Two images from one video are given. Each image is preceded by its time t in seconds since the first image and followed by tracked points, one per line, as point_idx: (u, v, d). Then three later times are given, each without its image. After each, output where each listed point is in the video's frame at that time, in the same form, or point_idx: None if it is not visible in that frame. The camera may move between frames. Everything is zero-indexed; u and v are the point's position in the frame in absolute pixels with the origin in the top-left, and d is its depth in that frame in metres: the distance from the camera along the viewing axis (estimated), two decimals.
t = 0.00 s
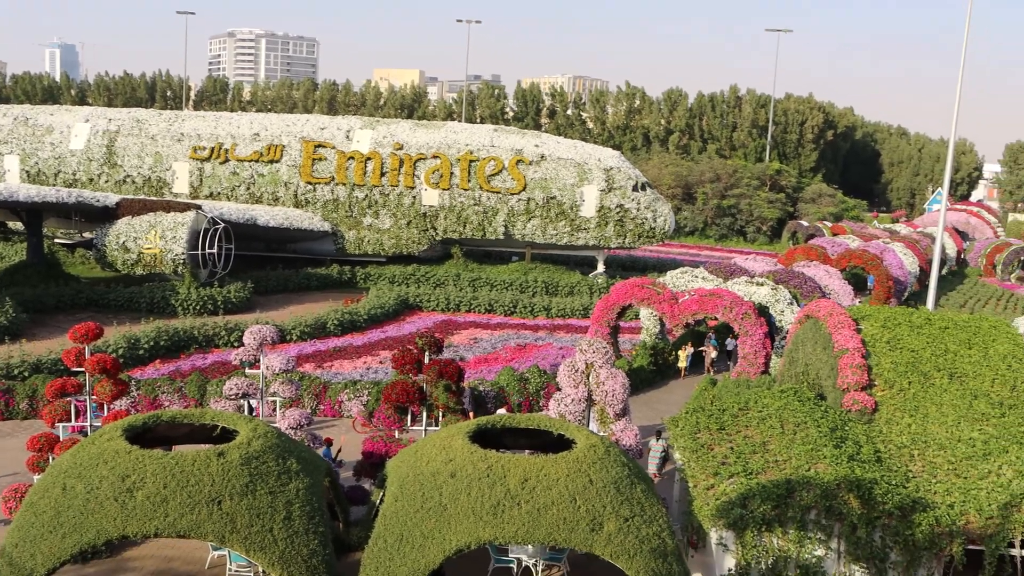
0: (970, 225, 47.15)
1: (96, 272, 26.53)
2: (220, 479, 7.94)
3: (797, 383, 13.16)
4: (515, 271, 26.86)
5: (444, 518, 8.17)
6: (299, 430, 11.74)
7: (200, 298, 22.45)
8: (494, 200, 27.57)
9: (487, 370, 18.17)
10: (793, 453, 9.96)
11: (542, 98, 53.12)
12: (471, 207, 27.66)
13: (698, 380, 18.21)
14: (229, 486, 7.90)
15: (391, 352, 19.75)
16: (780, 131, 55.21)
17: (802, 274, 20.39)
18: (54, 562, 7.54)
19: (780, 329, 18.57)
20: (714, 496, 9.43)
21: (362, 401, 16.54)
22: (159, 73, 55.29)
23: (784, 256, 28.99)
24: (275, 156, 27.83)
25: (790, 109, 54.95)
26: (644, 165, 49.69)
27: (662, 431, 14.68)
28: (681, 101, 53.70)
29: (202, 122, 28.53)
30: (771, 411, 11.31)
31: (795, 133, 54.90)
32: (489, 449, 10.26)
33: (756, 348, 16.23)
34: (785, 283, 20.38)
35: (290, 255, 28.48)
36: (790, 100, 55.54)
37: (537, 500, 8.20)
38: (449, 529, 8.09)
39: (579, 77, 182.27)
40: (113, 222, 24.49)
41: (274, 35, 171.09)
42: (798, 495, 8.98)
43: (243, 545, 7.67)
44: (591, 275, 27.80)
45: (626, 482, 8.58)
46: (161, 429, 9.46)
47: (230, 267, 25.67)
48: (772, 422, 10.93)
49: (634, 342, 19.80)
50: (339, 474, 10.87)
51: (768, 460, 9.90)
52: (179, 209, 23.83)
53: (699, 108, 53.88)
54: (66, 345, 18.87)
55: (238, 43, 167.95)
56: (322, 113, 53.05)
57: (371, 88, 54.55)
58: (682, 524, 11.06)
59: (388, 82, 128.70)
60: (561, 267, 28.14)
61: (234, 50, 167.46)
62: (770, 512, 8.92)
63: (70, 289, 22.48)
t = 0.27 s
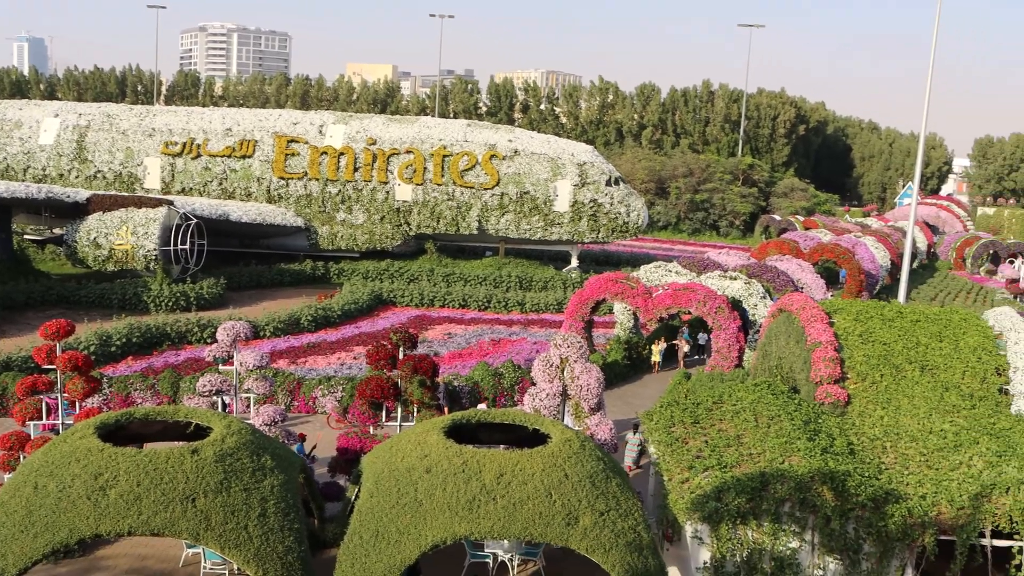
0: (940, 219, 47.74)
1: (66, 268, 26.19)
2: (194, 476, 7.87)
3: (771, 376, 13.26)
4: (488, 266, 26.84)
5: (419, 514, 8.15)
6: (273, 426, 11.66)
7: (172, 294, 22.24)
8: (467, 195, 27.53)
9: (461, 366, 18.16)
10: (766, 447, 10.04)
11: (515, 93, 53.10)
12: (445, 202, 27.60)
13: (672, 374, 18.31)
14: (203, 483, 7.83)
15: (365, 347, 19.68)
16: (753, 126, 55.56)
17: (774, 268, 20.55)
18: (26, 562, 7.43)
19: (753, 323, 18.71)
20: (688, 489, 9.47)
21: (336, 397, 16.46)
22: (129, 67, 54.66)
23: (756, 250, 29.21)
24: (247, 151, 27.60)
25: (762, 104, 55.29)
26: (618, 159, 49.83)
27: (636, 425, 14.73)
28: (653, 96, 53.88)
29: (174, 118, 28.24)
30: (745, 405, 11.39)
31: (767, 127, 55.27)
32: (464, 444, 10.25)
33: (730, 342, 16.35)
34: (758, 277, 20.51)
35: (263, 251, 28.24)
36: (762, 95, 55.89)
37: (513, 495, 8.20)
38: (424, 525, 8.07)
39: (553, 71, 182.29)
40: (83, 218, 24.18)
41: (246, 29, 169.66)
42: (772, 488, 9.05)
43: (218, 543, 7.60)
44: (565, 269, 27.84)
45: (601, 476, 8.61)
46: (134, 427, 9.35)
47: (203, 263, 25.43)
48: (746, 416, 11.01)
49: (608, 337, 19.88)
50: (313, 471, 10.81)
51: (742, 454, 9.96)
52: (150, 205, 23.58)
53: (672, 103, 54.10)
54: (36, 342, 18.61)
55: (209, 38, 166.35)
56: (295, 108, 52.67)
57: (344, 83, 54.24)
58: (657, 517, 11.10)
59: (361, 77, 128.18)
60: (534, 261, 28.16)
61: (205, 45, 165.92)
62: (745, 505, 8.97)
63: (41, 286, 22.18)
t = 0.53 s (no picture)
0: (907, 215, 48.38)
1: (33, 267, 25.80)
2: (165, 476, 7.79)
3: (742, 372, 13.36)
4: (460, 263, 26.82)
5: (393, 512, 8.13)
6: (245, 425, 11.56)
7: (142, 293, 22.00)
8: (438, 192, 27.49)
9: (434, 363, 18.13)
10: (739, 442, 10.12)
11: (485, 90, 53.04)
12: (416, 199, 27.53)
13: (644, 369, 18.41)
14: (174, 483, 7.76)
15: (337, 345, 19.59)
16: (723, 122, 55.96)
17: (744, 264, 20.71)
18: None
19: (724, 318, 18.86)
20: (662, 485, 9.53)
21: (308, 395, 16.38)
22: (96, 63, 53.94)
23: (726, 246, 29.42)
24: (217, 148, 27.35)
25: (732, 101, 55.66)
26: (588, 156, 49.97)
27: (609, 421, 14.80)
28: (624, 93, 54.07)
29: (143, 114, 27.91)
30: (717, 400, 11.47)
31: (737, 124, 55.68)
32: (437, 441, 10.23)
33: (701, 338, 16.47)
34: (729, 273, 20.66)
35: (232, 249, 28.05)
36: (732, 92, 56.26)
37: (486, 491, 8.20)
38: (398, 523, 8.05)
39: (524, 68, 182.19)
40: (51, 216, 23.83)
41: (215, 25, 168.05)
42: (745, 483, 9.12)
43: (190, 543, 7.54)
44: (536, 266, 27.89)
45: (574, 472, 8.64)
46: (104, 426, 9.24)
47: (172, 261, 25.17)
48: (718, 411, 11.08)
49: (580, 333, 19.95)
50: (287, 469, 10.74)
51: (714, 449, 10.04)
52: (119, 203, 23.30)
53: (643, 100, 54.32)
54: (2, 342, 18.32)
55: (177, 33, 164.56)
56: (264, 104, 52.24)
57: (314, 80, 53.89)
58: (630, 512, 11.17)
59: (331, 73, 127.51)
60: (505, 258, 28.18)
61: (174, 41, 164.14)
62: (718, 500, 9.04)
63: (8, 285, 21.83)
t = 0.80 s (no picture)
0: (879, 213, 48.87)
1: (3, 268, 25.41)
2: (140, 478, 7.68)
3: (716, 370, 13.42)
4: (435, 263, 26.74)
5: (369, 513, 8.07)
6: (219, 426, 11.43)
7: (114, 294, 21.74)
8: (412, 191, 27.39)
9: (409, 363, 18.06)
10: (714, 440, 10.14)
11: (459, 90, 52.96)
12: (390, 198, 27.42)
13: (619, 368, 18.45)
14: (149, 485, 7.65)
15: (312, 346, 19.47)
16: (696, 122, 56.25)
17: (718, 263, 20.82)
18: None
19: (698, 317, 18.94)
20: (637, 483, 9.52)
21: (283, 396, 16.26)
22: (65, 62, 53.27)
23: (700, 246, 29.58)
24: (190, 148, 27.09)
25: (706, 101, 55.95)
26: (562, 156, 50.04)
27: (584, 420, 14.80)
28: (598, 92, 54.20)
29: (114, 114, 27.57)
30: (692, 399, 11.49)
31: (711, 123, 55.99)
32: (413, 442, 10.19)
33: (676, 337, 16.55)
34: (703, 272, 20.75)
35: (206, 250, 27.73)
36: (706, 91, 56.56)
37: (462, 492, 8.15)
38: (374, 524, 7.99)
39: (499, 68, 182.25)
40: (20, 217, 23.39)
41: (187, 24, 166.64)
42: (720, 480, 9.12)
43: (165, 546, 7.44)
44: (511, 266, 27.87)
45: (550, 472, 8.62)
46: (77, 429, 9.10)
47: (145, 262, 24.91)
48: (693, 409, 11.11)
49: (555, 332, 19.96)
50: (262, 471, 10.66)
51: (690, 447, 10.06)
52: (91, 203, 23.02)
53: (617, 100, 54.48)
54: None
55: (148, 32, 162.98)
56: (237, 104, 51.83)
57: (287, 79, 53.55)
58: (606, 511, 11.16)
59: (305, 74, 126.88)
60: (480, 258, 28.14)
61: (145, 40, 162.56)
62: (693, 498, 9.03)
63: None
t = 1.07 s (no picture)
0: (856, 203, 49.23)
1: None
2: (119, 473, 7.63)
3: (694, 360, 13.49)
4: (414, 254, 26.68)
5: (350, 505, 8.06)
6: (198, 420, 11.37)
7: (91, 288, 21.53)
8: (391, 183, 27.29)
9: (388, 355, 18.03)
10: (693, 429, 10.21)
11: (438, 81, 52.78)
12: (368, 190, 27.32)
13: (598, 359, 18.51)
14: (128, 480, 7.60)
15: (290, 338, 19.39)
16: (675, 112, 56.38)
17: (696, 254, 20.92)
18: None
19: (677, 307, 19.03)
20: (618, 473, 9.57)
21: (262, 389, 16.19)
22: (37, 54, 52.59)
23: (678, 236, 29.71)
24: (166, 141, 26.83)
25: (684, 91, 56.09)
26: (541, 147, 50.03)
27: (564, 411, 14.86)
28: (576, 83, 54.19)
29: (88, 107, 27.25)
30: (671, 388, 11.55)
31: (689, 114, 56.15)
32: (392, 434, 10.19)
33: (654, 326, 16.57)
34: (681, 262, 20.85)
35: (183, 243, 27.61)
36: (684, 82, 56.69)
37: (443, 482, 8.14)
38: (355, 515, 7.98)
39: (477, 59, 181.80)
40: None
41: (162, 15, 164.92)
42: (699, 469, 9.19)
43: (145, 540, 7.40)
44: (490, 256, 27.86)
45: (530, 462, 8.64)
46: (55, 424, 9.02)
47: (121, 255, 24.70)
48: (672, 399, 11.17)
49: (534, 323, 19.99)
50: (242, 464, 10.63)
51: (669, 436, 10.12)
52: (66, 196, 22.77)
53: (595, 90, 54.49)
54: None
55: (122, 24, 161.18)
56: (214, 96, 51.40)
57: (264, 71, 53.18)
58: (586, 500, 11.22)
59: (281, 65, 126.02)
60: (458, 249, 28.11)
61: (119, 31, 160.78)
62: (673, 487, 9.09)
63: None
